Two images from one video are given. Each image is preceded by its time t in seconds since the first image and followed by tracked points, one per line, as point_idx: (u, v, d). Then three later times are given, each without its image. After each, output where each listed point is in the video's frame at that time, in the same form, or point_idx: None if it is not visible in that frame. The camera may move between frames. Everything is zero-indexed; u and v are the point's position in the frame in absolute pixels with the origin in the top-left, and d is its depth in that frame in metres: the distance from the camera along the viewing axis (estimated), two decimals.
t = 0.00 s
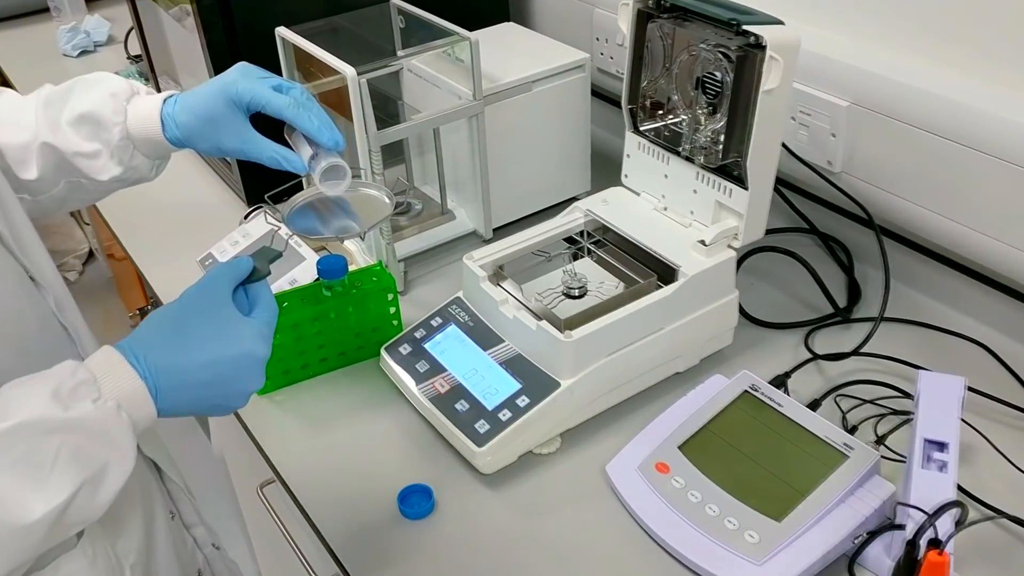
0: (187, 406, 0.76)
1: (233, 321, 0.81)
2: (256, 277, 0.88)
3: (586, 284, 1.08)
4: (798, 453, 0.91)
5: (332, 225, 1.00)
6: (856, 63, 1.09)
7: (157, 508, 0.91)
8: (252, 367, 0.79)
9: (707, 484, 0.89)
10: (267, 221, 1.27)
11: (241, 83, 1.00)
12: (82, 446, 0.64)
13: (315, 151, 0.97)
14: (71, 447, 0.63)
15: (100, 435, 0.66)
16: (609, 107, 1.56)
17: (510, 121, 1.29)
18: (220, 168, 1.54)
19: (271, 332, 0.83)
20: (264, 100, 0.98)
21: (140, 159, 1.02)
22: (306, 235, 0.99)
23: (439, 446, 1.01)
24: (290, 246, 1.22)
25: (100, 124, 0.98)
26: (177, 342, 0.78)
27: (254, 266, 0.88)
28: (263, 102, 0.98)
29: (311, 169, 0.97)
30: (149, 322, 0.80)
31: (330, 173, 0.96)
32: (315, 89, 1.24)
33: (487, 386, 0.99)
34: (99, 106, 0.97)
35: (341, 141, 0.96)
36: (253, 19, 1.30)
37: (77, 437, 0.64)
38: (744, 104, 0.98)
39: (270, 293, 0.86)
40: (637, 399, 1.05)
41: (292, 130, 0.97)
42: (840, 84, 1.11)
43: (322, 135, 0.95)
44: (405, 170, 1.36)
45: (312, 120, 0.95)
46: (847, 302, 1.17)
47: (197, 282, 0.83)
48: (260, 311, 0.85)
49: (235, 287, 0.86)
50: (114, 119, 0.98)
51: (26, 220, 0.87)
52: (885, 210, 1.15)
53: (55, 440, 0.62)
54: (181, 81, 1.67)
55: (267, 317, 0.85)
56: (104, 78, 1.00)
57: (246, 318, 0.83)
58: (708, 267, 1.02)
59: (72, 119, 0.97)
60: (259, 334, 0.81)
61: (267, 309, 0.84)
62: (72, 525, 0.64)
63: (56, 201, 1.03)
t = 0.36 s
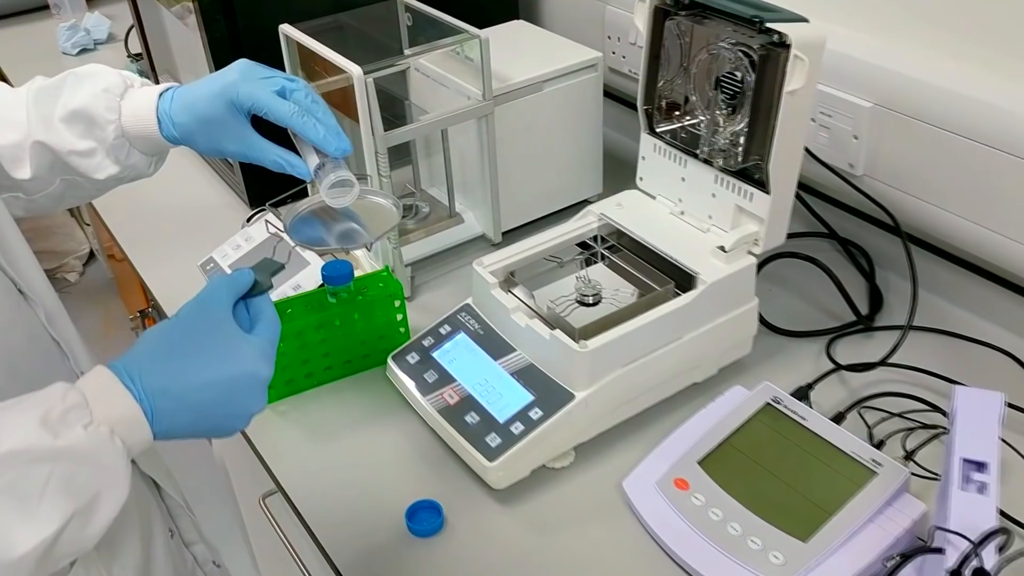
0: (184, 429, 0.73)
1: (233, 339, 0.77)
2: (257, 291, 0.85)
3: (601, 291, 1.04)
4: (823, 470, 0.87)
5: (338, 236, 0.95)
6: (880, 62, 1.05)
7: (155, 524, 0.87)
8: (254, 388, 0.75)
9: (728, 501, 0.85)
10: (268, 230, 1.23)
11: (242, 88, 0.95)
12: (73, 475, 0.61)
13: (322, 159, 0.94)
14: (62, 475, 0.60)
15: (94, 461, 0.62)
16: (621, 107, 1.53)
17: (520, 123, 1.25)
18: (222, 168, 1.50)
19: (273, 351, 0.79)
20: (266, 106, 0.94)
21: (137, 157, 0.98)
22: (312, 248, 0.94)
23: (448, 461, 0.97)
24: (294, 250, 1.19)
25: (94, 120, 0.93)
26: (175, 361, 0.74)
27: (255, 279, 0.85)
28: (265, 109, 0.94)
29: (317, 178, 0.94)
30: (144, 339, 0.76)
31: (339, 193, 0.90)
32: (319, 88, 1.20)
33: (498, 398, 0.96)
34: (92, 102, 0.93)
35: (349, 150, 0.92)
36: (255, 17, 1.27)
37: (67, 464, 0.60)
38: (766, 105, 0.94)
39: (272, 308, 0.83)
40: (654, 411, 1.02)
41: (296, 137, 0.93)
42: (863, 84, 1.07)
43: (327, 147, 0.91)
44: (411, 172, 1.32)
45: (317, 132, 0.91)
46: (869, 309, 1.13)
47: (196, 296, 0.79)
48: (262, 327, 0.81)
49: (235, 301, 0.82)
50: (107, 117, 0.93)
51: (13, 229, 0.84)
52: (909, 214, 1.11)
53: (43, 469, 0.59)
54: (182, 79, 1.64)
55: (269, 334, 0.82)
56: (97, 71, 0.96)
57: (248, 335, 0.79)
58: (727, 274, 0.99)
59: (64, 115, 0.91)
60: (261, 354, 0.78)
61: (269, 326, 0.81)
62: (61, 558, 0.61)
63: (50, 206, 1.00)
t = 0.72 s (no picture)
0: (191, 451, 0.69)
1: (243, 357, 0.74)
2: (266, 306, 0.81)
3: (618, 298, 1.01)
4: (853, 487, 0.83)
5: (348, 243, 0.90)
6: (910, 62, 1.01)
7: (158, 544, 0.84)
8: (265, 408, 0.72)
9: (754, 519, 0.82)
10: (277, 240, 1.19)
11: (251, 88, 0.92)
12: (71, 502, 0.57)
13: (333, 164, 0.90)
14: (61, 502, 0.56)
15: (95, 486, 0.59)
16: (634, 108, 1.49)
17: (532, 124, 1.22)
18: (225, 170, 1.47)
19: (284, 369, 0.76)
20: (276, 107, 0.90)
21: (140, 158, 0.95)
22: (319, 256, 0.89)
23: (461, 476, 0.94)
24: (299, 255, 1.15)
25: (95, 120, 0.89)
26: (182, 379, 0.71)
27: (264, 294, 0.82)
28: (275, 110, 0.90)
29: (329, 183, 0.90)
30: (149, 356, 0.72)
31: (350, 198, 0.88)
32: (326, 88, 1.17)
33: (512, 409, 0.92)
34: (93, 101, 0.89)
35: (362, 153, 0.88)
36: (259, 14, 1.23)
37: (66, 492, 0.57)
38: (791, 107, 0.91)
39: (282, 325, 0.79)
40: (674, 424, 0.98)
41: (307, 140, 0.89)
42: (890, 85, 1.03)
43: (339, 150, 0.87)
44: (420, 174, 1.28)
45: (328, 134, 0.87)
46: (893, 317, 1.10)
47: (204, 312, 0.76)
48: (272, 344, 0.77)
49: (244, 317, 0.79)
50: (109, 116, 0.89)
51: (8, 237, 0.81)
52: (935, 219, 1.07)
53: (40, 497, 0.55)
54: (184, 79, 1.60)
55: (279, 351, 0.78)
56: (98, 68, 0.92)
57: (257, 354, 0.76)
58: (750, 281, 0.95)
59: (65, 114, 0.88)
60: (272, 372, 0.74)
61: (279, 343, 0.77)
62: None
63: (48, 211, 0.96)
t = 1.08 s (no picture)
0: (188, 473, 0.65)
1: (243, 372, 0.70)
2: (267, 319, 0.78)
3: (631, 307, 0.97)
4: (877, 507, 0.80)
5: (353, 249, 0.85)
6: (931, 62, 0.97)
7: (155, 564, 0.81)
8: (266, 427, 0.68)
9: (775, 541, 0.78)
10: (278, 248, 1.16)
11: (252, 94, 0.88)
12: (62, 531, 0.54)
13: (337, 173, 0.87)
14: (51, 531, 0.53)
15: (87, 513, 0.55)
16: (644, 109, 1.46)
17: (541, 126, 1.18)
18: (226, 172, 1.44)
19: (287, 384, 0.72)
20: (277, 113, 0.86)
21: (138, 163, 0.91)
22: (320, 265, 0.83)
23: (469, 493, 0.90)
24: (302, 261, 1.12)
25: (91, 125, 0.86)
26: (179, 397, 0.67)
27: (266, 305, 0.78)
28: (276, 117, 0.87)
29: (331, 192, 0.87)
30: (144, 372, 0.69)
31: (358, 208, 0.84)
32: (330, 89, 1.13)
33: (522, 423, 0.89)
34: (90, 104, 0.85)
35: (367, 161, 0.85)
36: (260, 13, 1.20)
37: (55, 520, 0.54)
38: (812, 110, 0.87)
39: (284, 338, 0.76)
40: (689, 438, 0.95)
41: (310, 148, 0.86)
42: (911, 86, 0.99)
43: (343, 158, 0.84)
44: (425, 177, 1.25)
45: (332, 143, 0.84)
46: (914, 327, 1.06)
47: (202, 326, 0.72)
48: (273, 359, 0.74)
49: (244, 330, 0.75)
50: (105, 121, 0.86)
51: None
52: (959, 226, 1.04)
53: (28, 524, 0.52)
54: (184, 79, 1.57)
55: (281, 366, 0.75)
56: (95, 70, 0.88)
57: (258, 369, 0.73)
58: (769, 291, 0.92)
59: (59, 118, 0.84)
60: (275, 388, 0.71)
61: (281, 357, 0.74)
62: None
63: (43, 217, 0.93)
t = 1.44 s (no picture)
0: (184, 494, 0.63)
1: (241, 387, 0.68)
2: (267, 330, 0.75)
3: (645, 317, 0.94)
4: (902, 528, 0.77)
5: (356, 258, 0.82)
6: (956, 63, 0.94)
7: None
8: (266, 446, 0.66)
9: (796, 563, 0.75)
10: (278, 254, 1.13)
11: (249, 97, 0.84)
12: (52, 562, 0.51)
13: (340, 179, 0.83)
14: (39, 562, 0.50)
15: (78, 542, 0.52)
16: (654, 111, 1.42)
17: (550, 129, 1.15)
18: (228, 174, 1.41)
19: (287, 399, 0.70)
20: (276, 117, 0.83)
21: (135, 168, 0.88)
22: (322, 274, 0.80)
23: (478, 509, 0.87)
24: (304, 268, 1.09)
25: (84, 129, 0.82)
26: (174, 414, 0.65)
27: (264, 316, 0.76)
28: (276, 121, 0.83)
29: (336, 200, 0.83)
30: (139, 388, 0.66)
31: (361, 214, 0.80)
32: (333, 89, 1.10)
33: (532, 438, 0.86)
34: (84, 108, 0.82)
35: (369, 166, 0.81)
36: (262, 12, 1.17)
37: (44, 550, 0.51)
38: (834, 114, 0.83)
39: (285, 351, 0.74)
40: (705, 453, 0.92)
41: (312, 153, 0.82)
42: (933, 89, 0.96)
43: (346, 164, 0.80)
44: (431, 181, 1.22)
45: (334, 148, 0.80)
46: (936, 338, 1.03)
47: (200, 339, 0.70)
48: (272, 372, 0.71)
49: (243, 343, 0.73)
50: (99, 125, 0.83)
51: None
52: (983, 234, 1.01)
53: (14, 553, 0.49)
54: (185, 79, 1.54)
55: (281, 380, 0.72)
56: (90, 72, 0.86)
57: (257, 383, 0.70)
58: (788, 302, 0.88)
59: (52, 122, 0.81)
60: (275, 404, 0.68)
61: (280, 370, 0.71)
62: None
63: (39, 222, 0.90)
